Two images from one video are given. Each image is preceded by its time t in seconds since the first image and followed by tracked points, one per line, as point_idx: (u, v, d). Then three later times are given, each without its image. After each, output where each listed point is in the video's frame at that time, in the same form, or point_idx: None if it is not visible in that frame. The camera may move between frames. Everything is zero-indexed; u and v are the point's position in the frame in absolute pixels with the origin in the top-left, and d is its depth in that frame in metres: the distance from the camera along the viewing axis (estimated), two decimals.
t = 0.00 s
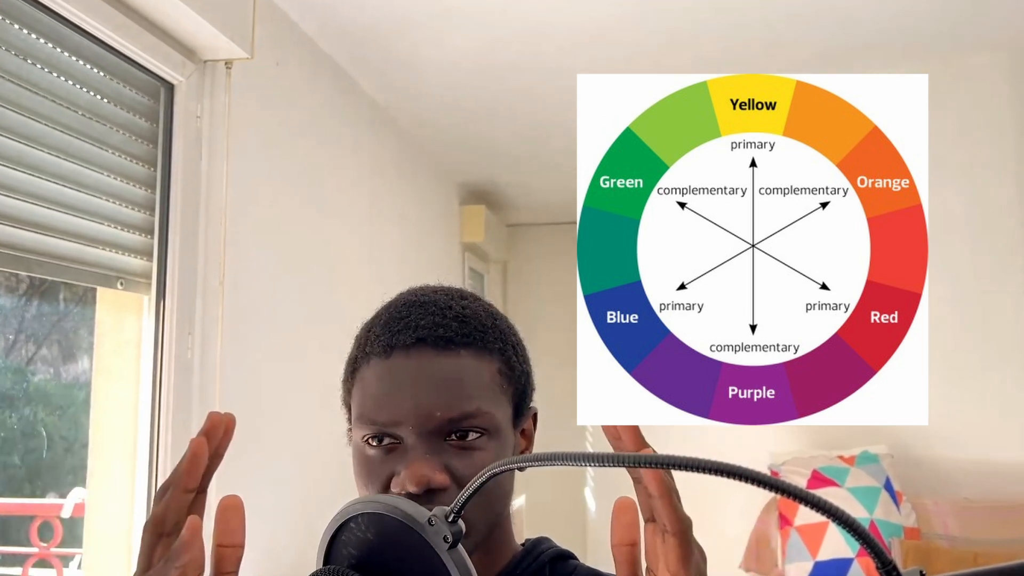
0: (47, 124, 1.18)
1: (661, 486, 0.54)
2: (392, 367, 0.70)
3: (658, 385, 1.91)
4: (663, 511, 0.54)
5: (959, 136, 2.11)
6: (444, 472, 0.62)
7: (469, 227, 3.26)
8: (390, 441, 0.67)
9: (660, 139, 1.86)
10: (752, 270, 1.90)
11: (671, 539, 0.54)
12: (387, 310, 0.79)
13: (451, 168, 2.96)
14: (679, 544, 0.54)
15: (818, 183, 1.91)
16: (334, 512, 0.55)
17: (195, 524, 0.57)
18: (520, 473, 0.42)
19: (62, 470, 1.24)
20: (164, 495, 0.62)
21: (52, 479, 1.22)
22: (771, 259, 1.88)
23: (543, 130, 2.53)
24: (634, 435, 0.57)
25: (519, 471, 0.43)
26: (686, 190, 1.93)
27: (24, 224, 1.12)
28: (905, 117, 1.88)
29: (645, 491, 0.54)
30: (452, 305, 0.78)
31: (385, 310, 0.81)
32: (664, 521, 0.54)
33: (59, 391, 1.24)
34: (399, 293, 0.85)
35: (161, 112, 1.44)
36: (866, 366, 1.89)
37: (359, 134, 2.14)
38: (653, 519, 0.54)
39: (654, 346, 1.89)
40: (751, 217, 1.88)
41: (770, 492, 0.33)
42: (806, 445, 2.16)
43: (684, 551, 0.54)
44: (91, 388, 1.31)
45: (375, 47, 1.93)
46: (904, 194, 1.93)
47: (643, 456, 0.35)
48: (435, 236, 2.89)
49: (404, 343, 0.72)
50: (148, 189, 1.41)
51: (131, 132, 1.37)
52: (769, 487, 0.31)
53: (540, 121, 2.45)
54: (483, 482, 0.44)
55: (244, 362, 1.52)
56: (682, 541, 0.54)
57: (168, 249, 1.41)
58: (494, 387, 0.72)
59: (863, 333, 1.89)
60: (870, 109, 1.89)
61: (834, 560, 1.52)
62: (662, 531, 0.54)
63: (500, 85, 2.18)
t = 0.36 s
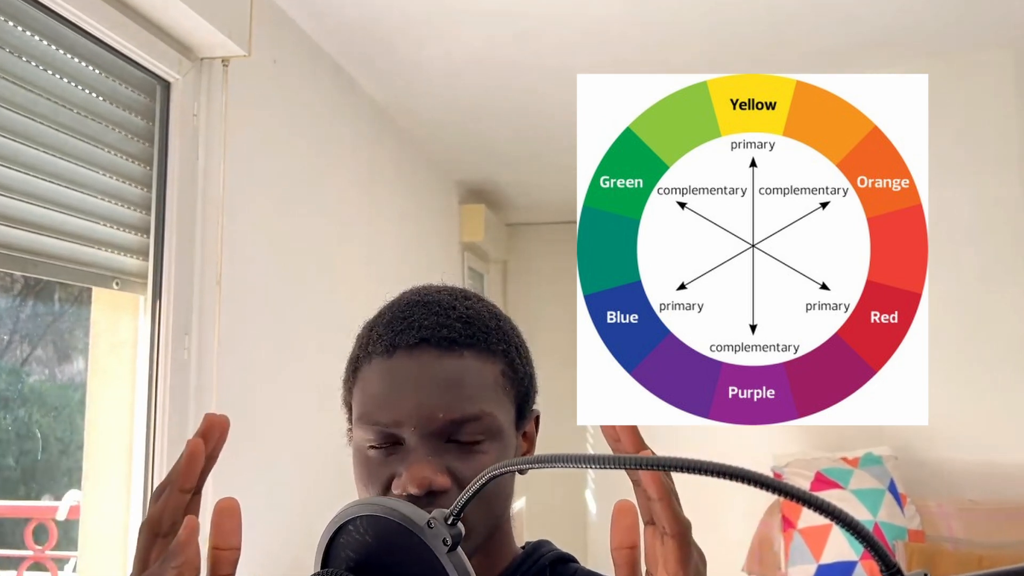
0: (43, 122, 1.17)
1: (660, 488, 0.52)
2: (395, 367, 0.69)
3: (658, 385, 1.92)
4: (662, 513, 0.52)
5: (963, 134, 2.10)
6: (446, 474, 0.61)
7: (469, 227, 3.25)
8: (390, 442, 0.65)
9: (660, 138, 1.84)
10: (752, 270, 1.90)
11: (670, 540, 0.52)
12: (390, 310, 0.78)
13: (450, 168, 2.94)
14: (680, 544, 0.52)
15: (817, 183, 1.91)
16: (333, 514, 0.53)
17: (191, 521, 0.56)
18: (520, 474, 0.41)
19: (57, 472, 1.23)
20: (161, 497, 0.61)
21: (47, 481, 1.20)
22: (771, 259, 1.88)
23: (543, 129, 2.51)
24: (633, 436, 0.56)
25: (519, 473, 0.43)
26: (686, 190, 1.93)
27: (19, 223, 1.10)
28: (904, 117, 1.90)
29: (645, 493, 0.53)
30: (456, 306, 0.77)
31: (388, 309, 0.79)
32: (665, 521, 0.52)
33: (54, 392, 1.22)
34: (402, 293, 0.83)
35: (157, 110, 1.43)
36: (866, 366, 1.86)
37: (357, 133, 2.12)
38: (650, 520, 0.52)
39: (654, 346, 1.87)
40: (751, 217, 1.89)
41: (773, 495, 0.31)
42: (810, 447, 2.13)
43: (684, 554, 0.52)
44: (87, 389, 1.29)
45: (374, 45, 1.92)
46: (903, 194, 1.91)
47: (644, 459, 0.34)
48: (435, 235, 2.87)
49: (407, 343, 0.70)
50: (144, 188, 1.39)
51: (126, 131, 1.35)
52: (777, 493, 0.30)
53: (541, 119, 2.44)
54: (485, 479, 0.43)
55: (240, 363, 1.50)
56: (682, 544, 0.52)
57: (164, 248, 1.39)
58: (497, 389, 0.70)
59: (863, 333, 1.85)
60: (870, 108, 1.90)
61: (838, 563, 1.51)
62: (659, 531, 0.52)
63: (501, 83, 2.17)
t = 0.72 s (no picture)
0: (37, 120, 1.15)
1: (665, 490, 0.51)
2: (393, 366, 0.67)
3: (658, 386, 1.90)
4: (668, 513, 0.51)
5: (966, 132, 2.08)
6: (445, 474, 0.60)
7: (468, 226, 3.23)
8: (389, 441, 0.64)
9: (660, 139, 1.83)
10: (752, 270, 1.88)
11: (677, 542, 0.50)
12: (389, 310, 0.76)
13: (450, 166, 2.93)
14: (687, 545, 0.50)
15: (817, 183, 1.90)
16: (330, 517, 0.52)
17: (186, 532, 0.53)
18: (519, 477, 0.40)
19: (52, 474, 1.21)
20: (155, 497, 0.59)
21: (42, 483, 1.18)
22: (771, 259, 1.86)
23: (542, 126, 2.49)
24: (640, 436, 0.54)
25: (519, 474, 0.42)
26: (685, 190, 1.91)
27: (12, 222, 1.09)
28: (905, 117, 1.87)
29: (650, 494, 0.51)
30: (455, 305, 0.75)
31: (388, 308, 0.78)
32: (671, 522, 0.51)
33: (49, 393, 1.21)
34: (401, 292, 0.82)
35: (153, 108, 1.41)
36: (866, 366, 1.85)
37: (355, 132, 2.11)
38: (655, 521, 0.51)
39: (653, 346, 1.86)
40: (751, 217, 1.87)
41: (778, 496, 0.30)
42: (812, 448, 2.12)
43: (690, 556, 0.50)
44: (83, 390, 1.28)
45: (372, 42, 1.90)
46: (903, 194, 1.90)
47: (647, 461, 0.33)
48: (433, 234, 2.85)
49: (405, 342, 0.69)
50: (140, 187, 1.38)
51: (122, 129, 1.34)
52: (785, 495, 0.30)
53: (540, 117, 2.42)
54: (485, 484, 0.43)
55: (238, 363, 1.48)
56: (690, 545, 0.50)
57: (161, 249, 1.38)
58: (497, 389, 0.69)
59: (863, 333, 1.84)
60: (871, 109, 1.86)
61: (841, 567, 1.49)
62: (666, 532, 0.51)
63: (500, 81, 2.15)
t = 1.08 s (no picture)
0: (32, 118, 1.14)
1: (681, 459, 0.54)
2: (395, 358, 0.66)
3: (658, 385, 1.86)
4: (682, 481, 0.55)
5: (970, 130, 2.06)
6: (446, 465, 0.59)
7: (468, 225, 3.22)
8: (389, 434, 0.63)
9: (660, 139, 1.82)
10: (752, 270, 1.86)
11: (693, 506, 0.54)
12: (389, 307, 0.75)
13: (450, 165, 2.92)
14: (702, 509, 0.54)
15: (817, 182, 1.88)
16: (327, 521, 0.51)
17: (177, 484, 0.60)
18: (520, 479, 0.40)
19: (47, 476, 1.19)
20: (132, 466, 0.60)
21: (37, 485, 1.17)
22: (771, 259, 1.85)
23: (542, 125, 2.48)
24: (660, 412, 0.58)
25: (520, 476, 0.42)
26: (686, 190, 1.90)
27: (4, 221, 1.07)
28: (905, 116, 1.86)
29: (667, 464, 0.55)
30: (456, 301, 0.74)
31: (388, 304, 0.77)
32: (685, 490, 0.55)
33: (44, 395, 1.19)
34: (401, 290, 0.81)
35: (150, 106, 1.39)
36: (867, 366, 1.83)
37: (353, 131, 2.09)
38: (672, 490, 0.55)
39: (654, 346, 1.84)
40: (751, 217, 1.85)
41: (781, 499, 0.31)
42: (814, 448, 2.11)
43: (705, 520, 0.54)
44: (78, 391, 1.26)
45: (370, 39, 1.89)
46: (904, 194, 1.88)
47: (654, 463, 0.34)
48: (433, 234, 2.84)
49: (407, 334, 0.68)
50: (136, 186, 1.36)
51: (118, 128, 1.32)
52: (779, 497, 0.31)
53: (540, 115, 2.40)
54: (484, 486, 0.42)
55: (236, 363, 1.47)
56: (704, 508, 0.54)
57: (157, 249, 1.37)
58: (499, 383, 0.68)
59: (863, 333, 1.83)
60: (872, 110, 1.86)
61: (845, 570, 1.48)
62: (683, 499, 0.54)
63: (500, 78, 2.13)
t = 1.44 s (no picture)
0: (27, 117, 1.13)
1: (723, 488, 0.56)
2: (379, 355, 0.65)
3: (658, 386, 1.77)
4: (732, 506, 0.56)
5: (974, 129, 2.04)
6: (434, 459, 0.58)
7: (467, 225, 3.21)
8: (377, 431, 0.61)
9: (660, 140, 1.83)
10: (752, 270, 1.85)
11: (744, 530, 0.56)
12: (375, 308, 0.74)
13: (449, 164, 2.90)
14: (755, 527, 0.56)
15: (817, 182, 1.87)
16: (326, 522, 0.49)
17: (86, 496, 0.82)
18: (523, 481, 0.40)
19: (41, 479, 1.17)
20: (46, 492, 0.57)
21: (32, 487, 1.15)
22: (771, 259, 1.84)
23: (542, 123, 2.46)
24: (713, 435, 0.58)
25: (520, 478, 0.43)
26: (685, 190, 1.87)
27: None
28: (905, 116, 1.84)
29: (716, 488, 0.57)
30: (441, 297, 0.73)
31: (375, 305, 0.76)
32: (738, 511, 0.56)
33: (39, 396, 1.17)
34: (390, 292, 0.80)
35: (146, 104, 1.37)
36: (866, 366, 1.80)
37: (352, 130, 2.07)
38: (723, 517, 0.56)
39: (654, 346, 1.77)
40: (751, 217, 1.84)
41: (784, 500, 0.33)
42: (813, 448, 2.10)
43: (752, 545, 0.55)
44: (74, 392, 1.24)
45: (369, 37, 1.87)
46: (904, 194, 1.88)
47: (658, 465, 0.34)
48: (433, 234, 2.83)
49: (390, 331, 0.67)
50: (132, 184, 1.35)
51: (113, 126, 1.31)
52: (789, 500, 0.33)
53: (540, 114, 2.39)
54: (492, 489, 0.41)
55: (234, 364, 1.46)
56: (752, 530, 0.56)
57: (153, 247, 1.34)
58: (488, 374, 0.66)
59: (863, 333, 1.82)
60: (871, 110, 1.83)
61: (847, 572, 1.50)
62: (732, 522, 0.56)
63: (500, 76, 2.12)
